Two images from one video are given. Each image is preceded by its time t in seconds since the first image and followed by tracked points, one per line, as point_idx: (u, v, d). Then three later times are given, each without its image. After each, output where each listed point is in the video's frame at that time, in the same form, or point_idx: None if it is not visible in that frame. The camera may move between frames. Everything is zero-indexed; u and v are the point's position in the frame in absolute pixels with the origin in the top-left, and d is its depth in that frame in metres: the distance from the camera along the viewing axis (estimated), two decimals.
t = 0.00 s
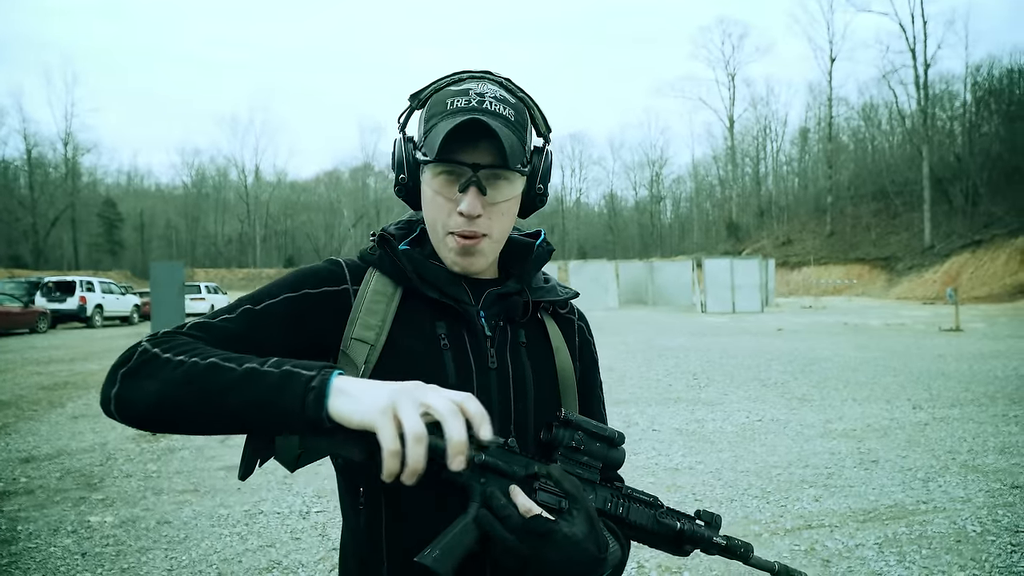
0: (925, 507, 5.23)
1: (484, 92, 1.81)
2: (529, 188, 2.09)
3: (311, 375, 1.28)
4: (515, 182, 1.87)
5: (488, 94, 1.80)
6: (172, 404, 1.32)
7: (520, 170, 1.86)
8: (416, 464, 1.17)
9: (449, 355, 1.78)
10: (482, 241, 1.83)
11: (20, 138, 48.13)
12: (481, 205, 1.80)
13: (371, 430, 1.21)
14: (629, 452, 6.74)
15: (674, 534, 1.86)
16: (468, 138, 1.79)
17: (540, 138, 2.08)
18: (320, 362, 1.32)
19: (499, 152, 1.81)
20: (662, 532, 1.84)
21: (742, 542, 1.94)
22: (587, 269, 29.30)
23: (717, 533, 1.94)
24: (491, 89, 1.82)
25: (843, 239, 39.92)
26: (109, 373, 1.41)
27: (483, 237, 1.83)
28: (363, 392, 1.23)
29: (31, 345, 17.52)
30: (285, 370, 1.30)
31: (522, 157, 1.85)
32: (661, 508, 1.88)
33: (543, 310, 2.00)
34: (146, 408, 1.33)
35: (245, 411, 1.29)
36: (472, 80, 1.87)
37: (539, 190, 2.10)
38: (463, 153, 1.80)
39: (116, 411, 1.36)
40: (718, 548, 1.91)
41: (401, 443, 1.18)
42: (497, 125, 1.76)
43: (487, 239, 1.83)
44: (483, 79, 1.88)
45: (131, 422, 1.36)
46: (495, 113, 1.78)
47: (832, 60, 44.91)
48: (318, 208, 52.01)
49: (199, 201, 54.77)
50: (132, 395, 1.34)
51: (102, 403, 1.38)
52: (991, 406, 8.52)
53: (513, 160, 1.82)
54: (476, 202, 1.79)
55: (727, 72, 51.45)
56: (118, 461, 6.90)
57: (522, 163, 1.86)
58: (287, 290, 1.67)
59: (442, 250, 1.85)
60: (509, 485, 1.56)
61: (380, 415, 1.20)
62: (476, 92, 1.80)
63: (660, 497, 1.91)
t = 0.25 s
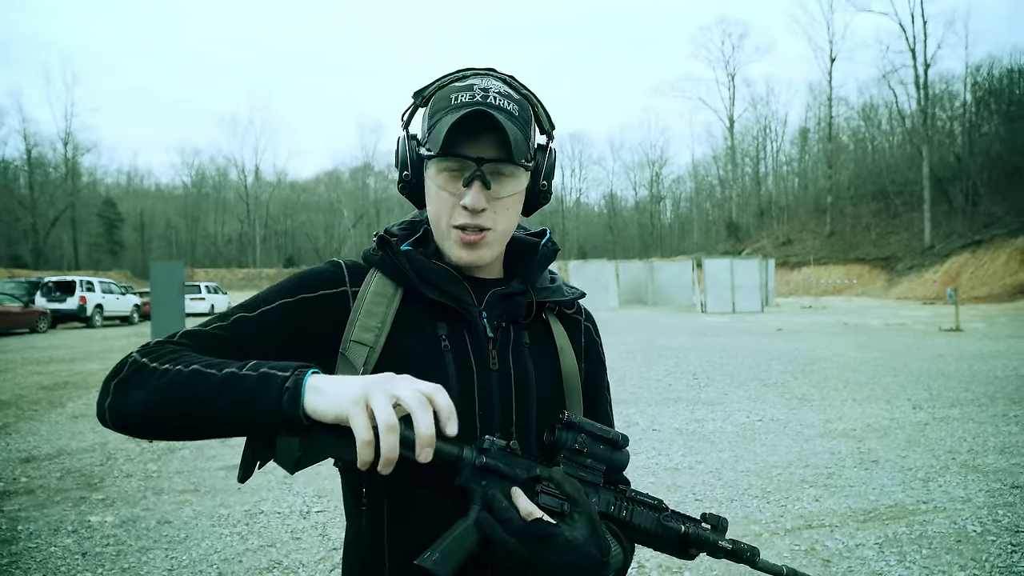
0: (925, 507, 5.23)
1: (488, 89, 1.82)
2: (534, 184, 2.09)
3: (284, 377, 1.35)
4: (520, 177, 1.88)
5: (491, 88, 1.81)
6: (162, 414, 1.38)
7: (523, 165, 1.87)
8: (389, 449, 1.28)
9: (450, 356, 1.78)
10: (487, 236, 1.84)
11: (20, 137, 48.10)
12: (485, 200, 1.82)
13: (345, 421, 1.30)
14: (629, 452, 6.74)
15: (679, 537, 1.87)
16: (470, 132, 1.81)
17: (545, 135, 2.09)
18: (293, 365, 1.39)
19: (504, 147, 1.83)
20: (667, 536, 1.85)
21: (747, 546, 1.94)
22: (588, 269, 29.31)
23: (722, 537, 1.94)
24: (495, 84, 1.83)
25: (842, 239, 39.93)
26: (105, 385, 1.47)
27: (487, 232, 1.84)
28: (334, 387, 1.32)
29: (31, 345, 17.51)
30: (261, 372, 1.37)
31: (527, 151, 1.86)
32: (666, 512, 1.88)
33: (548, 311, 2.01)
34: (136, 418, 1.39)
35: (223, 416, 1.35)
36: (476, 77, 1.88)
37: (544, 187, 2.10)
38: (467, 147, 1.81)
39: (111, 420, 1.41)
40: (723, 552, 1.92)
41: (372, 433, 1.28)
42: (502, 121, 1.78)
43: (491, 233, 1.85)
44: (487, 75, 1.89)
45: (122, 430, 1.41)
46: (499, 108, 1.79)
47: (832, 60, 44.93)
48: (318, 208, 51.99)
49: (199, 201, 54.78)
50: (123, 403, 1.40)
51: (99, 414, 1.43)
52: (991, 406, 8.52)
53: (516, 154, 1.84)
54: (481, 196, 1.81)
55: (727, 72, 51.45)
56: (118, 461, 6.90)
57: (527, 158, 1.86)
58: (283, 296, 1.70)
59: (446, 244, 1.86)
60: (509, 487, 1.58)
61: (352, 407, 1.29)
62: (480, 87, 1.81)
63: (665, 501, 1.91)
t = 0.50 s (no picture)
0: (926, 508, 5.24)
1: (499, 81, 1.83)
2: (541, 182, 2.10)
3: (260, 407, 1.33)
4: (528, 173, 1.90)
5: (502, 83, 1.82)
6: (163, 455, 1.40)
7: (532, 160, 1.89)
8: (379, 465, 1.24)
9: (451, 360, 1.79)
10: (497, 231, 1.86)
11: (20, 137, 48.09)
12: (495, 191, 1.83)
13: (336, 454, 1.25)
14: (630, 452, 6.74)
15: (681, 538, 1.86)
16: (482, 122, 1.83)
17: (552, 135, 2.09)
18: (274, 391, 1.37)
19: (513, 139, 1.85)
20: (670, 538, 1.84)
21: (752, 547, 1.94)
22: (588, 269, 29.31)
23: (728, 538, 1.94)
24: (505, 80, 1.84)
25: (843, 239, 39.89)
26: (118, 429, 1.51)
27: (497, 226, 1.86)
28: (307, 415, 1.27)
29: (31, 345, 17.51)
30: (241, 407, 1.35)
31: (537, 146, 1.89)
32: (669, 514, 1.88)
33: (551, 313, 2.01)
34: (142, 459, 1.42)
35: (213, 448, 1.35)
36: (486, 73, 1.89)
37: (551, 185, 2.11)
38: (476, 137, 1.83)
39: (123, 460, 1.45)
40: (728, 553, 1.91)
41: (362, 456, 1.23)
42: (515, 113, 1.81)
43: (501, 228, 1.87)
44: (498, 72, 1.90)
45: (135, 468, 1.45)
46: (512, 102, 1.81)
47: (832, 60, 44.92)
48: (318, 208, 51.96)
49: (200, 201, 54.76)
50: (131, 446, 1.44)
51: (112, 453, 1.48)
52: (991, 406, 8.52)
53: (527, 147, 1.87)
54: (490, 187, 1.82)
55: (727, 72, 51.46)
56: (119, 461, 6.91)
57: (536, 153, 1.89)
58: (282, 312, 1.70)
59: (452, 238, 1.87)
60: (509, 492, 1.59)
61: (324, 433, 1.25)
62: (491, 82, 1.82)
63: (668, 502, 1.91)
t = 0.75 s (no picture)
0: (926, 507, 5.24)
1: (496, 77, 1.83)
2: (539, 177, 2.10)
3: (210, 430, 1.33)
4: (526, 165, 1.91)
5: (499, 77, 1.83)
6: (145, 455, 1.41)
7: (530, 153, 1.90)
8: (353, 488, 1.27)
9: (449, 361, 1.79)
10: (497, 224, 1.86)
11: (20, 136, 48.05)
12: (493, 184, 1.83)
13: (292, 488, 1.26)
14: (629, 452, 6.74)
15: (682, 536, 1.87)
16: (479, 116, 1.84)
17: (549, 129, 2.10)
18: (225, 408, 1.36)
19: (510, 132, 1.85)
20: (670, 535, 1.85)
21: (754, 542, 1.93)
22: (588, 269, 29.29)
23: (730, 533, 1.95)
24: (501, 73, 1.85)
25: (843, 239, 39.89)
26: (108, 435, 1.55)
27: (497, 218, 1.86)
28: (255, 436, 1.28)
29: (31, 345, 17.50)
30: (201, 419, 1.35)
31: (535, 139, 1.90)
32: (670, 511, 1.88)
33: (552, 311, 2.01)
34: (127, 460, 1.44)
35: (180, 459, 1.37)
36: (482, 68, 1.90)
37: (550, 179, 2.11)
38: (474, 131, 1.84)
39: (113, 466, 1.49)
40: (730, 549, 1.91)
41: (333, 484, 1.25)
42: (514, 104, 1.82)
43: (501, 220, 1.87)
44: (494, 66, 1.90)
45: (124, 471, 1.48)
46: (510, 94, 1.82)
47: (832, 60, 44.92)
48: (318, 208, 51.91)
49: (199, 201, 54.70)
50: (118, 451, 1.46)
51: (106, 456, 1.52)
52: (991, 406, 8.53)
53: (525, 140, 1.88)
54: (488, 180, 1.82)
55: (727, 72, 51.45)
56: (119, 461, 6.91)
57: (534, 146, 1.90)
58: (277, 314, 1.71)
59: (451, 232, 1.86)
60: (507, 494, 1.60)
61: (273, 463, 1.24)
62: (487, 76, 1.83)
63: (669, 499, 1.91)
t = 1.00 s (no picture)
0: (924, 507, 5.24)
1: (488, 75, 1.84)
2: (532, 174, 2.09)
3: (280, 342, 1.37)
4: (519, 164, 1.90)
5: (489, 74, 1.83)
6: (169, 398, 1.39)
7: (523, 150, 1.90)
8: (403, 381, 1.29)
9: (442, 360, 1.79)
10: (490, 222, 1.84)
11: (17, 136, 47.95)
12: (486, 182, 1.82)
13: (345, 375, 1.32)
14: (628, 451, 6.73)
15: (680, 536, 1.86)
16: (472, 114, 1.83)
17: (541, 126, 2.09)
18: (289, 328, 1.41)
19: (502, 130, 1.85)
20: (668, 535, 1.85)
21: (754, 542, 1.92)
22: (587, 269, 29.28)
23: (730, 533, 1.94)
24: (493, 71, 1.86)
25: (841, 238, 39.89)
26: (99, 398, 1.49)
27: (490, 216, 1.84)
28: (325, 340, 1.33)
29: (28, 345, 17.45)
30: (253, 342, 1.40)
31: (527, 137, 1.89)
32: (668, 511, 1.88)
33: (549, 308, 2.00)
34: (137, 411, 1.41)
35: (223, 386, 1.37)
36: (473, 66, 1.90)
37: (542, 176, 2.10)
38: (468, 129, 1.83)
39: (109, 425, 1.43)
40: (730, 549, 1.90)
41: (388, 368, 1.29)
42: (505, 101, 1.82)
43: (494, 219, 1.85)
44: (484, 65, 1.91)
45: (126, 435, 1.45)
46: (500, 89, 1.81)
47: (831, 60, 44.94)
48: (317, 207, 51.82)
49: (197, 201, 54.61)
50: (124, 401, 1.42)
51: (96, 420, 1.46)
52: (989, 405, 8.55)
53: (517, 139, 1.87)
54: (482, 179, 1.81)
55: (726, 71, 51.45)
56: (117, 461, 6.89)
57: (527, 144, 1.90)
58: (275, 299, 1.71)
59: (444, 230, 1.84)
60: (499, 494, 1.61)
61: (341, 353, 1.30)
62: (479, 73, 1.83)
63: (667, 498, 1.90)
